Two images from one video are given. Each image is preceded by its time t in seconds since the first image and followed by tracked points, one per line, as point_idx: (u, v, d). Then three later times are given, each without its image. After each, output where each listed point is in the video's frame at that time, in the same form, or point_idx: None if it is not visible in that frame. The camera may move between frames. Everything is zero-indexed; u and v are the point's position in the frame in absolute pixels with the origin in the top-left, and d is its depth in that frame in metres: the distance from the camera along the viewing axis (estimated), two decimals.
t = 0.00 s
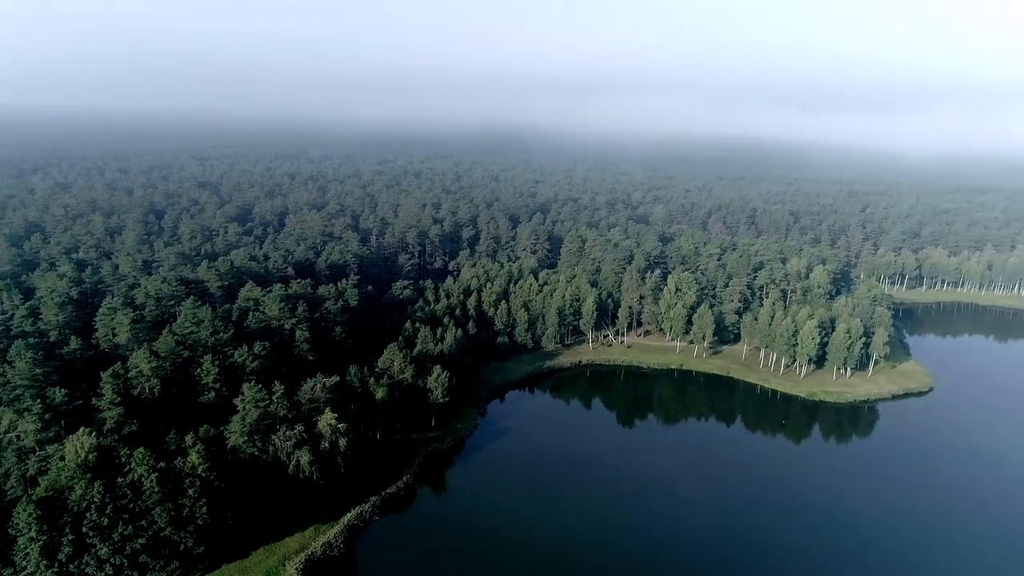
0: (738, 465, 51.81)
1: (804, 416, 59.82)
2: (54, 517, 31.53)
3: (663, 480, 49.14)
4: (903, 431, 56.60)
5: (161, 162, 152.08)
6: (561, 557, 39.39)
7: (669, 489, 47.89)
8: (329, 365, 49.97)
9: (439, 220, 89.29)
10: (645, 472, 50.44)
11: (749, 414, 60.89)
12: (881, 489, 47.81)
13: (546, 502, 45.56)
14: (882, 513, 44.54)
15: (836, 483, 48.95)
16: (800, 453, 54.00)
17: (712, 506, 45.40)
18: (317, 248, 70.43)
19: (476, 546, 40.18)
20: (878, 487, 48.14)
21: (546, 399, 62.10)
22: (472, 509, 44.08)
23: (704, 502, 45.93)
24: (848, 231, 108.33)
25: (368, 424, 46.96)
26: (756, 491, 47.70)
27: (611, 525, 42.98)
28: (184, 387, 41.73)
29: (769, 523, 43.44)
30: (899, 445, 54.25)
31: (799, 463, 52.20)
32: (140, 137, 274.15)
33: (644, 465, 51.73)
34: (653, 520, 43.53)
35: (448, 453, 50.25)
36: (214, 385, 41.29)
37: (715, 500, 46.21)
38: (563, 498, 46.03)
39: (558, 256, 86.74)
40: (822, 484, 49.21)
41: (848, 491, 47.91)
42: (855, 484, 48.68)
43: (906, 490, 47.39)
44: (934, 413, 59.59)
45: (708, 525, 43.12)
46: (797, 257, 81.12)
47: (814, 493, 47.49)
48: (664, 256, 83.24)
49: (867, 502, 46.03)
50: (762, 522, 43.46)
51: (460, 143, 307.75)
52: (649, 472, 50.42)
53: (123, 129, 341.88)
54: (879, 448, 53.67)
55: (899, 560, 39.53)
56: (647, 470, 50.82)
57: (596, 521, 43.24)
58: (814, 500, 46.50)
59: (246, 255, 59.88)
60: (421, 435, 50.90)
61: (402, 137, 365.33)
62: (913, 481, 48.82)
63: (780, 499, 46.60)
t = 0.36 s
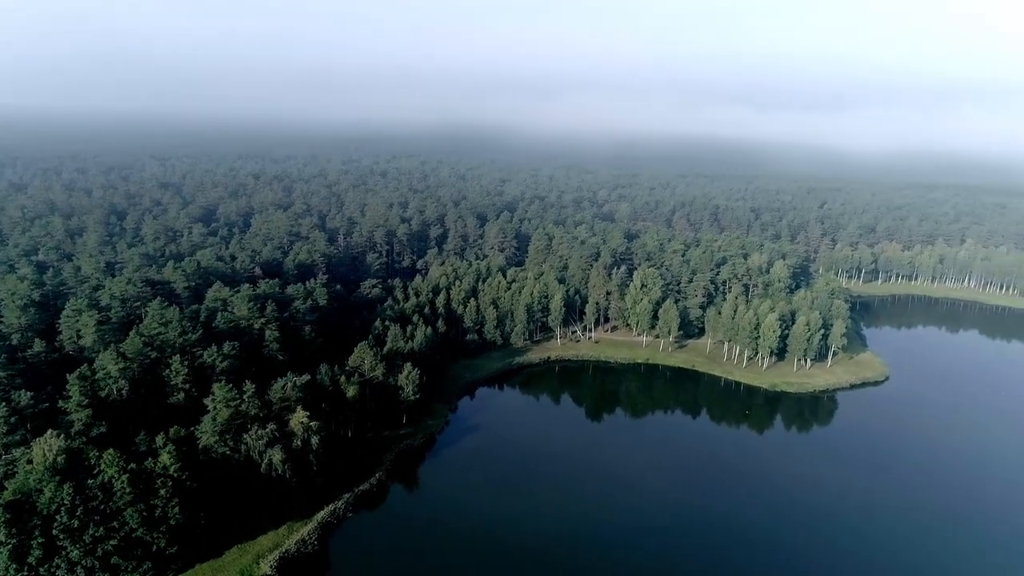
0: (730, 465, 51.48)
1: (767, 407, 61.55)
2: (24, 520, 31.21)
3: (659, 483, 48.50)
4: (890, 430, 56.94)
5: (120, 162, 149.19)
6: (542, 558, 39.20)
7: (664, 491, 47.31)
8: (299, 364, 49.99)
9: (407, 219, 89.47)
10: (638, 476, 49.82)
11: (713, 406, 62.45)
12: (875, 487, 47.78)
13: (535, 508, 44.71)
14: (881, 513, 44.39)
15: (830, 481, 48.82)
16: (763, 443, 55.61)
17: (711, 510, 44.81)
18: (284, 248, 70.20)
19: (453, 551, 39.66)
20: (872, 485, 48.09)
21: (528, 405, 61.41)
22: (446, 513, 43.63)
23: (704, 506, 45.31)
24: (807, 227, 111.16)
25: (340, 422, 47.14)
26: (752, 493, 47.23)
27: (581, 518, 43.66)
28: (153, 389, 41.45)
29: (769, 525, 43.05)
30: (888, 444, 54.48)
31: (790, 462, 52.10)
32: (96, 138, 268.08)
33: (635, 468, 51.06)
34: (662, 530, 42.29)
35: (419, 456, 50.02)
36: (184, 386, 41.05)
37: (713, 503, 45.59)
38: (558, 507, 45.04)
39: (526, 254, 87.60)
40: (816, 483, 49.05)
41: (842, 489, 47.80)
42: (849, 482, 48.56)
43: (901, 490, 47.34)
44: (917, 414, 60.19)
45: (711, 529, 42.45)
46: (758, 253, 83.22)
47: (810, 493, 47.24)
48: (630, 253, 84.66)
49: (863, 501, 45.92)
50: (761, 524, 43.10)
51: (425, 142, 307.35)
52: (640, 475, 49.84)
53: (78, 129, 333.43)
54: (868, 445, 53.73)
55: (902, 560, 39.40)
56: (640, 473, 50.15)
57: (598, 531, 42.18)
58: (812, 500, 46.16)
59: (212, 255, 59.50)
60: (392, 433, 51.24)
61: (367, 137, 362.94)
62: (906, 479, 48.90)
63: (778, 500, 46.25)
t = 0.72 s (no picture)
0: (722, 465, 51.13)
1: (732, 399, 63.14)
2: None
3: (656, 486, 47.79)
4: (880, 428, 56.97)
5: (77, 163, 145.92)
6: (514, 557, 39.47)
7: (641, 487, 47.87)
8: (269, 364, 49.91)
9: (375, 218, 89.42)
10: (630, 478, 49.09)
11: (680, 399, 63.82)
12: (868, 486, 47.69)
13: (521, 513, 44.25)
14: (877, 513, 44.20)
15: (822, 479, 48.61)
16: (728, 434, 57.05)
17: (708, 512, 44.33)
18: (251, 248, 69.79)
19: (427, 547, 40.07)
20: (867, 484, 47.91)
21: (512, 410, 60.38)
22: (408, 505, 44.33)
23: (701, 509, 44.72)
24: (768, 223, 113.87)
25: (311, 421, 47.20)
26: (746, 494, 46.82)
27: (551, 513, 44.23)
28: (121, 391, 41.12)
29: (767, 527, 42.67)
30: (879, 442, 54.40)
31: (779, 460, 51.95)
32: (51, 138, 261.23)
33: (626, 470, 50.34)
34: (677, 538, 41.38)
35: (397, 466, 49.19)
36: (153, 388, 40.78)
37: (709, 506, 45.02)
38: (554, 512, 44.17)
39: (494, 252, 88.28)
40: (808, 483, 48.90)
41: (836, 488, 47.66)
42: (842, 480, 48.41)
43: (897, 490, 47.25)
44: (907, 412, 60.35)
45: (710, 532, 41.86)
46: (721, 249, 85.14)
47: (803, 491, 47.04)
48: (596, 250, 85.97)
49: (858, 501, 45.77)
50: (756, 525, 42.80)
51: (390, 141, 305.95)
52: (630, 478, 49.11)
53: (32, 129, 324.51)
54: (857, 441, 53.62)
55: (900, 562, 39.25)
56: (634, 476, 49.37)
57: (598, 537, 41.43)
58: (807, 499, 45.87)
59: (178, 257, 59.00)
60: (365, 431, 51.48)
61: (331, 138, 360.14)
62: (899, 478, 48.85)
63: (773, 499, 45.95)
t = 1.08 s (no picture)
0: (719, 468, 51.09)
1: (696, 391, 64.61)
2: None
3: (659, 491, 47.43)
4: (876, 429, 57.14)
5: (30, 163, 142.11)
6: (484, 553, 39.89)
7: (610, 481, 48.69)
8: (237, 364, 49.68)
9: (340, 218, 89.11)
10: (633, 484, 48.56)
11: (646, 392, 65.04)
12: (868, 488, 47.93)
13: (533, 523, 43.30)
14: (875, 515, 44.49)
15: (819, 481, 48.80)
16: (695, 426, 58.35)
17: (710, 516, 44.19)
18: (215, 248, 69.16)
19: (420, 554, 39.59)
20: (862, 485, 48.33)
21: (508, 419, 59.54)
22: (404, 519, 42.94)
23: (703, 512, 44.54)
24: (730, 220, 116.12)
25: (281, 421, 47.13)
26: (746, 497, 46.74)
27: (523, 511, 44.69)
28: (86, 394, 40.64)
29: (769, 529, 42.65)
30: (875, 443, 54.63)
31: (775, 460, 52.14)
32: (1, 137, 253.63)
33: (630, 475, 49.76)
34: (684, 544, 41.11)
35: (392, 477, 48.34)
36: (119, 390, 40.36)
37: (711, 510, 44.77)
38: (562, 521, 43.46)
39: (461, 250, 88.72)
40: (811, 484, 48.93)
41: (830, 489, 47.99)
42: (842, 481, 48.64)
43: (892, 490, 47.62)
44: (903, 414, 60.69)
45: (719, 539, 41.56)
46: (684, 245, 86.83)
47: (802, 493, 47.16)
48: (563, 248, 87.01)
49: (855, 503, 46.06)
50: (759, 527, 42.82)
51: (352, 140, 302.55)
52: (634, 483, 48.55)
53: None
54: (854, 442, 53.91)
55: (902, 564, 39.51)
56: (637, 481, 48.85)
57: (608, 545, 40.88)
58: (808, 501, 46.01)
59: (141, 258, 58.30)
60: (335, 430, 51.56)
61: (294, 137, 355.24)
62: (897, 480, 49.21)
63: (775, 502, 45.98)
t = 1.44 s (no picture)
0: (711, 467, 50.59)
1: (659, 384, 65.98)
2: None
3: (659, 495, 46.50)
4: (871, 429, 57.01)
5: None
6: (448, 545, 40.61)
7: (575, 474, 49.70)
8: (201, 366, 49.24)
9: (302, 218, 88.52)
10: (632, 489, 47.52)
11: (610, 387, 66.17)
12: (865, 488, 47.72)
13: (536, 531, 42.02)
14: (878, 517, 44.10)
15: (815, 479, 48.58)
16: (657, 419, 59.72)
17: (711, 519, 43.47)
18: (175, 249, 68.21)
19: (402, 556, 39.29)
20: (855, 484, 48.27)
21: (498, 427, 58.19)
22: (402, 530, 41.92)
23: (704, 515, 43.78)
24: (690, 216, 118.40)
25: (247, 421, 46.94)
26: (742, 497, 46.22)
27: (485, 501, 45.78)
28: (46, 398, 39.94)
29: (769, 532, 42.03)
30: (870, 442, 54.53)
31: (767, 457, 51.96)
32: None
33: (627, 480, 48.74)
34: (686, 550, 40.16)
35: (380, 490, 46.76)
36: (80, 394, 39.77)
37: (714, 513, 43.98)
38: (563, 529, 42.23)
39: (425, 250, 88.91)
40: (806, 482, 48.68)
41: (824, 487, 47.94)
42: (836, 480, 48.40)
43: (887, 490, 47.46)
44: (896, 413, 60.72)
45: (721, 543, 40.80)
46: (645, 242, 88.42)
47: (798, 493, 46.85)
48: (527, 246, 87.83)
49: (849, 502, 45.85)
50: (757, 530, 42.16)
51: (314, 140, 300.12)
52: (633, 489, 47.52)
53: None
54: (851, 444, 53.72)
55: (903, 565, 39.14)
56: (637, 486, 47.80)
57: (609, 553, 39.72)
58: (808, 502, 45.56)
59: (99, 260, 57.30)
60: (302, 430, 51.44)
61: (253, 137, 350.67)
62: (892, 479, 49.12)
63: (771, 502, 45.50)
